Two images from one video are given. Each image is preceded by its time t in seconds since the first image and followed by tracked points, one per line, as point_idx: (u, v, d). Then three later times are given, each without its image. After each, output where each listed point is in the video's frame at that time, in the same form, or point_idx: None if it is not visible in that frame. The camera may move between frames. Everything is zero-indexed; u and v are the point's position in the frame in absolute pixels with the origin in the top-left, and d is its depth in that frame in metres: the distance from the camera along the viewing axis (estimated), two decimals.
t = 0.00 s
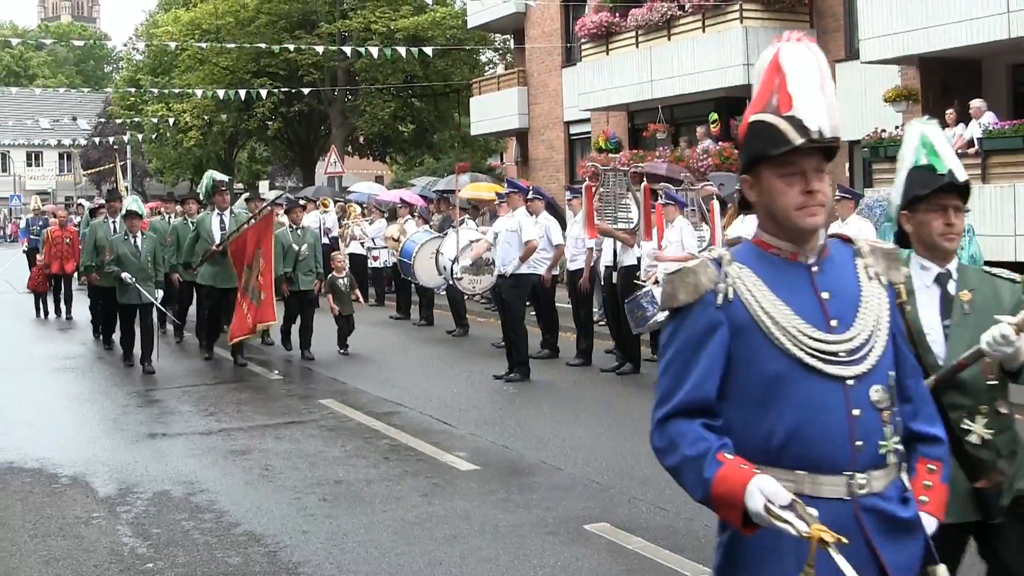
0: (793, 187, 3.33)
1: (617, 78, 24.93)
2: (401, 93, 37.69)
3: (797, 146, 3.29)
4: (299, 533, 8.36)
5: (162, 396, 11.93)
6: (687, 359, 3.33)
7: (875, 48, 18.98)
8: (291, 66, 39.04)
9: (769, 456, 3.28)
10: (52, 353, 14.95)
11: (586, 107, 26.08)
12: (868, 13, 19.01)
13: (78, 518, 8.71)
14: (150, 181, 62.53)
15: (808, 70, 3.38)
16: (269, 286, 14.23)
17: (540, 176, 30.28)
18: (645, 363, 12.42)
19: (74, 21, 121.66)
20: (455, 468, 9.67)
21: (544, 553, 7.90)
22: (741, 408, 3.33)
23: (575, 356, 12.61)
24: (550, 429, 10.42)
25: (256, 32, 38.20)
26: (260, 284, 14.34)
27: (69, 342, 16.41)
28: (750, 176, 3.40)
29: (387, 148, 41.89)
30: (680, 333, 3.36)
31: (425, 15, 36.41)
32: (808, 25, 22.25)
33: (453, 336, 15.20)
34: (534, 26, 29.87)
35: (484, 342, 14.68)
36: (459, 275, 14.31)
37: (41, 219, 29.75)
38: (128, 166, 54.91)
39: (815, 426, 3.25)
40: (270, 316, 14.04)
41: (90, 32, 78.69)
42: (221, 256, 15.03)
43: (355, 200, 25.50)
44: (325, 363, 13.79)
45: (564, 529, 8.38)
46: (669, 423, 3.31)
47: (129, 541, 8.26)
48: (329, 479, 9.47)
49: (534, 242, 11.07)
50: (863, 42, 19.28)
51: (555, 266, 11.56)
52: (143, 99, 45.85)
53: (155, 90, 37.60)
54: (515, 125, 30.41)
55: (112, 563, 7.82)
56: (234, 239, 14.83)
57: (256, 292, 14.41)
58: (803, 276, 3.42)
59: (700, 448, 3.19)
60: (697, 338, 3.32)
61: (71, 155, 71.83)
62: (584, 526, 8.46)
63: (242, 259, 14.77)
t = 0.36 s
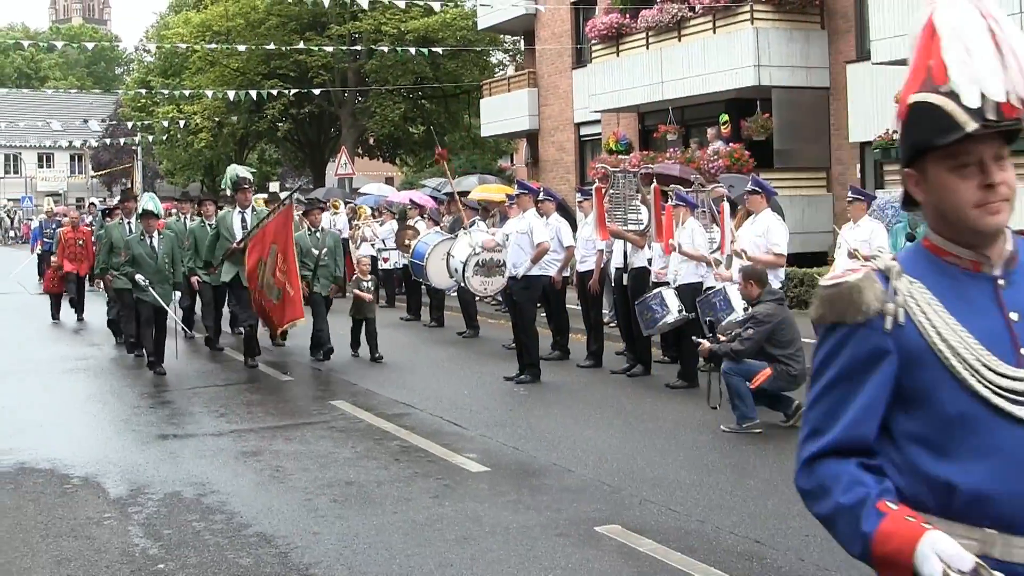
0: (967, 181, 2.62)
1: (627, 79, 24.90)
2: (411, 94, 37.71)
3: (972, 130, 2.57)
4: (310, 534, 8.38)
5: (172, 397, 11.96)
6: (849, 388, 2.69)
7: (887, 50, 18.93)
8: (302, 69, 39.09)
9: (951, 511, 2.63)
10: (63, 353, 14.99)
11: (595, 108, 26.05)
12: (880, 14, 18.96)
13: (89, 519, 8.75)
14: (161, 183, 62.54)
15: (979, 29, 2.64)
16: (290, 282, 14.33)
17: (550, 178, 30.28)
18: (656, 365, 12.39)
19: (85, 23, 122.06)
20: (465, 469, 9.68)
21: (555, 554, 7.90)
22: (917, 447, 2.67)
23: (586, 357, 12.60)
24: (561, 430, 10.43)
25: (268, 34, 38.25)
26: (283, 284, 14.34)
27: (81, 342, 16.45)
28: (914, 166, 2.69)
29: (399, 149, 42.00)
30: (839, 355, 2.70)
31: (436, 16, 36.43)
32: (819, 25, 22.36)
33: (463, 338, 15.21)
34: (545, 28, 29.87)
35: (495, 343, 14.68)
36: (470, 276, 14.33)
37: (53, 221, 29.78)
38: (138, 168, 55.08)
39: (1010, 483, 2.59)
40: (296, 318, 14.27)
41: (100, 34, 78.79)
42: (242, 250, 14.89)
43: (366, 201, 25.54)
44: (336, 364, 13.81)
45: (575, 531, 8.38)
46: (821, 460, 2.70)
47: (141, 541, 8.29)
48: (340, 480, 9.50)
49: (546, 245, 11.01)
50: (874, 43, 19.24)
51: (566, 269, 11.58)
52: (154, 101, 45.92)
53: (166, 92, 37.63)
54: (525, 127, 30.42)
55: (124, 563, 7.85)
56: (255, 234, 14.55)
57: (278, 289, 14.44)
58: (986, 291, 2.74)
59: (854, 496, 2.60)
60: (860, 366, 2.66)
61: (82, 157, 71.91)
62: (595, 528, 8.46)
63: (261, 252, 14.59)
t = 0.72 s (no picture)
0: None
1: (643, 80, 24.87)
2: (428, 95, 37.69)
3: None
4: (326, 534, 8.39)
5: (188, 397, 11.96)
6: None
7: (905, 51, 18.91)
8: (318, 70, 39.09)
9: None
10: (78, 354, 15.01)
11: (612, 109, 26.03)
12: (897, 15, 18.93)
13: (106, 519, 8.76)
14: (178, 184, 62.64)
15: None
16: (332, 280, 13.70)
17: (567, 179, 30.24)
18: (673, 367, 12.37)
19: (100, 23, 122.21)
20: (481, 470, 9.68)
21: (572, 556, 7.88)
22: None
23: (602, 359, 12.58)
24: (577, 431, 10.42)
25: (285, 35, 38.24)
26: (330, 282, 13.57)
27: (97, 343, 16.46)
28: None
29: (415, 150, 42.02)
30: None
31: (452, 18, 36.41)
32: (836, 26, 22.27)
33: (479, 339, 15.21)
34: (562, 29, 29.86)
35: (512, 344, 14.66)
36: (486, 277, 14.31)
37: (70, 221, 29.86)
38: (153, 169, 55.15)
39: None
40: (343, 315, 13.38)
41: (118, 36, 79.02)
42: (271, 249, 13.85)
43: (382, 203, 25.55)
44: (352, 365, 13.82)
45: (591, 533, 8.37)
46: None
47: (158, 541, 8.30)
48: (356, 480, 9.50)
49: (561, 246, 10.94)
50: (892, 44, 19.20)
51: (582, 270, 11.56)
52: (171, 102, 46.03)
53: (182, 93, 37.70)
54: (542, 128, 30.39)
55: (140, 563, 7.86)
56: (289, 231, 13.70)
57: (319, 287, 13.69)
58: None
59: None
60: None
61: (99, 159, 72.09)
62: (612, 529, 8.45)
63: (299, 251, 13.75)
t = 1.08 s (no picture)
0: None
1: (668, 79, 24.77)
2: (452, 94, 37.65)
3: None
4: (352, 533, 8.38)
5: (211, 396, 11.97)
6: None
7: (930, 50, 18.85)
8: (343, 69, 39.11)
9: None
10: (103, 352, 15.02)
11: (637, 108, 25.98)
12: (922, 13, 18.85)
13: (132, 516, 8.78)
14: (202, 183, 62.82)
15: None
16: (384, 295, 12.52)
17: (592, 179, 30.20)
18: (699, 366, 12.32)
19: (125, 23, 122.88)
20: (507, 470, 9.66)
21: (597, 556, 7.86)
22: None
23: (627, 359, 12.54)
24: (603, 431, 10.38)
25: (309, 35, 38.13)
26: (377, 295, 12.47)
27: (123, 341, 16.48)
28: None
29: (439, 149, 42.05)
30: None
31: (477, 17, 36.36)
32: (862, 25, 22.17)
33: (504, 339, 15.18)
34: (586, 28, 29.85)
35: (536, 344, 14.63)
36: (510, 276, 14.28)
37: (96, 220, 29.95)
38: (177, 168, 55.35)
39: None
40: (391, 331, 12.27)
41: (143, 36, 79.29)
42: (313, 258, 12.85)
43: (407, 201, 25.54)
44: (376, 365, 13.81)
45: (616, 532, 8.35)
46: None
47: (183, 539, 8.31)
48: (381, 479, 9.50)
49: (588, 246, 10.93)
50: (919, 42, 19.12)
51: (608, 270, 11.49)
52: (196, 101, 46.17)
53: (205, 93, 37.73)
54: (566, 127, 30.33)
55: (166, 560, 7.88)
56: (334, 240, 12.74)
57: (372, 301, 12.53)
58: None
59: None
60: None
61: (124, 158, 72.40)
62: (637, 529, 8.44)
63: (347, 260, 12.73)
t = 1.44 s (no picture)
0: None
1: (698, 75, 24.62)
2: (484, 91, 37.43)
3: None
4: (383, 529, 8.35)
5: (240, 391, 11.96)
6: None
7: (968, 45, 18.70)
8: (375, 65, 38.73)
9: None
10: (135, 346, 15.04)
11: (669, 105, 25.74)
12: (960, 8, 18.71)
13: (163, 511, 8.77)
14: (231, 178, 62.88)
15: None
16: (425, 295, 11.93)
17: (624, 176, 30.08)
18: (731, 363, 12.25)
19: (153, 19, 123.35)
20: (537, 466, 9.63)
21: (628, 554, 7.81)
22: None
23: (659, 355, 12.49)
24: (635, 428, 10.34)
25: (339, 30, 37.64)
26: (416, 293, 11.92)
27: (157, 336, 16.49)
28: None
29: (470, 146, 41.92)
30: None
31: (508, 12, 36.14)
32: (895, 21, 22.09)
33: (535, 335, 15.20)
34: (617, 24, 29.72)
35: (568, 341, 14.59)
36: (543, 274, 14.29)
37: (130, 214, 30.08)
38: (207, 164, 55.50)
39: None
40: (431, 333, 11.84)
41: (173, 32, 79.40)
42: (353, 251, 12.66)
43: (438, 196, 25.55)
44: (407, 360, 13.78)
45: (648, 530, 8.30)
46: None
47: (214, 534, 8.29)
48: (412, 476, 9.47)
49: (620, 241, 10.96)
50: (953, 37, 19.00)
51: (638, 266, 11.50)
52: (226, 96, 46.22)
53: (236, 88, 37.72)
54: (598, 124, 30.18)
55: (198, 556, 7.86)
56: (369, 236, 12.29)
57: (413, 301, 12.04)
58: None
59: None
60: None
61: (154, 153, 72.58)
62: (669, 527, 8.39)
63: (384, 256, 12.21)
